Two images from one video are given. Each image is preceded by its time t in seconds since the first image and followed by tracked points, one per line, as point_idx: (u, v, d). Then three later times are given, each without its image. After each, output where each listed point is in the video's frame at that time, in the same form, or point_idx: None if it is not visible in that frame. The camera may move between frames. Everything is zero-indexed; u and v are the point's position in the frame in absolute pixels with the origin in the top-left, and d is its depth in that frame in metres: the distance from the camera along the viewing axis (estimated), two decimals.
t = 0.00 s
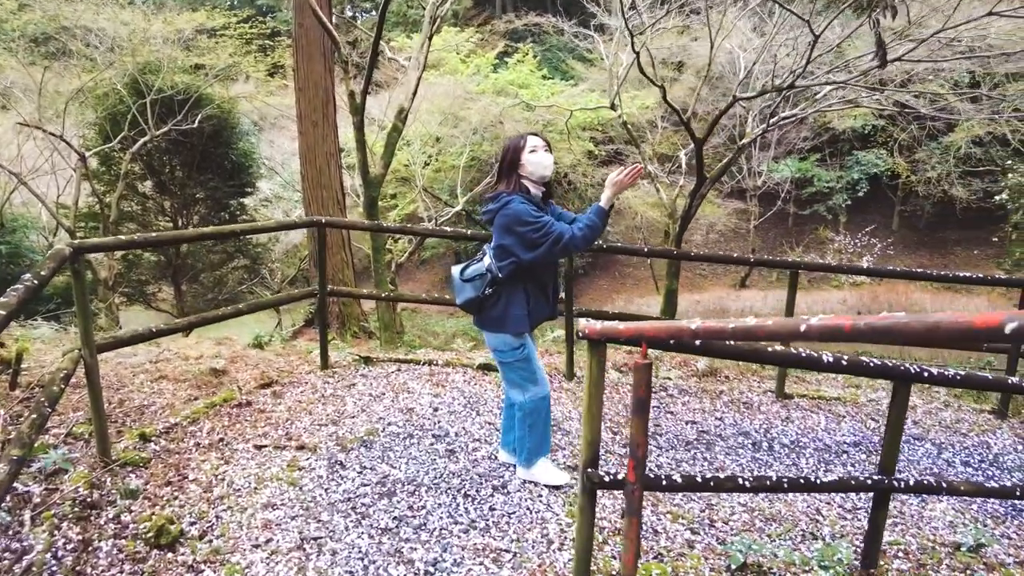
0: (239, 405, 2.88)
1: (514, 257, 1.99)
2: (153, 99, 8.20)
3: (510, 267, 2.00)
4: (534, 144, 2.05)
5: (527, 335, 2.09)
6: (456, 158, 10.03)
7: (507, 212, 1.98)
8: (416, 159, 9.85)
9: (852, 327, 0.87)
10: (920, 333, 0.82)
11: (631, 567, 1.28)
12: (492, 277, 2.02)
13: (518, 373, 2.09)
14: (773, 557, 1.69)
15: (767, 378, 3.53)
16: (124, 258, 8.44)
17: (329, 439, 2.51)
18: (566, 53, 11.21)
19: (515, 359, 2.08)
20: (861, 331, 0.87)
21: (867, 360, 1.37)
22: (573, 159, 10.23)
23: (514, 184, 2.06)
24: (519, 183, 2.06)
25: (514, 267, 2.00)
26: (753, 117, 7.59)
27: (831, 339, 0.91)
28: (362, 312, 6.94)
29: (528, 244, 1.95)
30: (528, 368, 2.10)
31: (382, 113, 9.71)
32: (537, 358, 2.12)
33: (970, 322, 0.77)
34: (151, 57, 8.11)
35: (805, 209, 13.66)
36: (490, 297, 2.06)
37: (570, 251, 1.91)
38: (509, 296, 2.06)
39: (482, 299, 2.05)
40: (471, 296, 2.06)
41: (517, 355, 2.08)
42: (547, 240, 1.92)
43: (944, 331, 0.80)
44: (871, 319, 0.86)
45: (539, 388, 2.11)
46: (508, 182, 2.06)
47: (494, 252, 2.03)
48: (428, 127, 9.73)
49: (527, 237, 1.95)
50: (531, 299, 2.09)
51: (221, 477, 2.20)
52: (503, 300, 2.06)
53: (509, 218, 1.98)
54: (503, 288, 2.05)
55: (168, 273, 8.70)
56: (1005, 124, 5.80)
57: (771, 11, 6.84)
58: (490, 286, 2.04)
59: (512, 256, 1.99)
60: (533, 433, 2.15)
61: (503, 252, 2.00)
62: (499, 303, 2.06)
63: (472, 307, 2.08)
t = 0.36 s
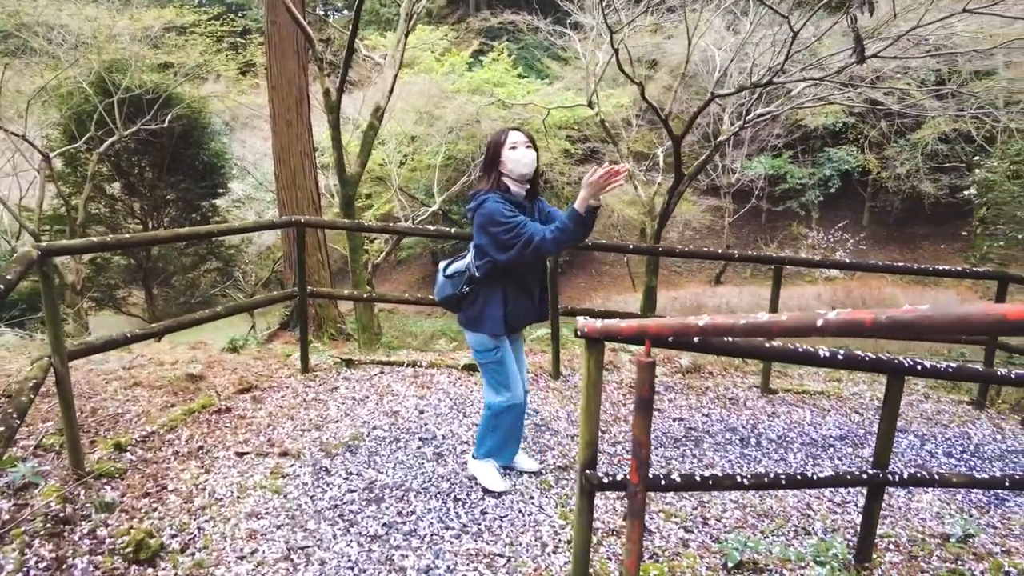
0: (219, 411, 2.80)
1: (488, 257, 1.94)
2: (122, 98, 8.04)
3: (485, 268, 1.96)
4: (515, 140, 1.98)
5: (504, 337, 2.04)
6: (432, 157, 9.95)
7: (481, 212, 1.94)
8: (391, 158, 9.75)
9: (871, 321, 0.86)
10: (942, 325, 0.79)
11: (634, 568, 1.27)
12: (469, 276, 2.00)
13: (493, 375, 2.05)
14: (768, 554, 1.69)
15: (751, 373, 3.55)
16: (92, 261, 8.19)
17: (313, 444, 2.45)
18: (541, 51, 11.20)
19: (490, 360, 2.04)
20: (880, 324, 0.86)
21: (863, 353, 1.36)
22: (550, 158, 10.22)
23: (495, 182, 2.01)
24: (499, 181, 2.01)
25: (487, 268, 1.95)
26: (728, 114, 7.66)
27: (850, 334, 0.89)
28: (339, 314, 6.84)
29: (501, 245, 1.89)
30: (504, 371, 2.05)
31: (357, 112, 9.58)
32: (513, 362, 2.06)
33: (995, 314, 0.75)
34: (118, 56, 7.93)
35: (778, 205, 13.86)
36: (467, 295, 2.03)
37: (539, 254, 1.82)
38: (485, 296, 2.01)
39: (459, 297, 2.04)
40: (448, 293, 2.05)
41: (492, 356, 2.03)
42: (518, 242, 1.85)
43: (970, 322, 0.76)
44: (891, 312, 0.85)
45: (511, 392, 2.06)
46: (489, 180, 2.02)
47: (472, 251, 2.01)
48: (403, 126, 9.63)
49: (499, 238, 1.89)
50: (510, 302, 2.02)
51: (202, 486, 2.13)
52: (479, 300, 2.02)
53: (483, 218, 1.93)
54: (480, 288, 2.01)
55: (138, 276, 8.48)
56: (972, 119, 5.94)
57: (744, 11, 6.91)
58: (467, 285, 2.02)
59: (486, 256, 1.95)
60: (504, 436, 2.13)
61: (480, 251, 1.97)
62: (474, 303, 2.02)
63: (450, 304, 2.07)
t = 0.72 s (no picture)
0: (191, 424, 2.74)
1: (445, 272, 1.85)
2: (83, 100, 7.88)
3: (442, 286, 1.87)
4: (484, 153, 1.85)
5: (465, 358, 1.90)
6: (404, 159, 9.87)
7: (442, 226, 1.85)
8: (363, 160, 9.65)
9: (852, 333, 0.87)
10: (923, 338, 0.81)
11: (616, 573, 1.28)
12: (428, 292, 1.91)
13: (452, 393, 1.90)
14: (747, 554, 1.72)
15: (725, 373, 3.60)
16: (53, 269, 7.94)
17: (289, 456, 2.41)
18: (512, 52, 11.21)
19: (448, 377, 1.90)
20: (861, 336, 0.87)
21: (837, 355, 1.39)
22: (522, 159, 10.23)
23: (462, 198, 1.91)
24: (467, 196, 1.91)
25: (442, 282, 1.85)
26: (698, 114, 7.76)
27: (833, 346, 0.90)
28: (311, 319, 6.75)
29: (456, 264, 1.79)
30: (460, 387, 1.89)
31: (327, 114, 9.46)
32: (472, 379, 1.90)
33: (977, 327, 0.75)
34: (78, 57, 7.69)
35: (747, 203, 14.10)
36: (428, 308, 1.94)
37: (487, 277, 1.70)
38: (444, 313, 1.89)
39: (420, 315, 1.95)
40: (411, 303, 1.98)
41: (449, 371, 1.89)
42: (467, 261, 1.75)
43: (952, 338, 0.78)
44: (871, 324, 0.86)
45: (469, 411, 1.89)
46: (458, 193, 1.92)
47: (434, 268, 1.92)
48: (375, 128, 9.53)
49: (454, 257, 1.79)
50: (471, 320, 1.87)
51: (175, 503, 2.08)
52: (437, 314, 1.90)
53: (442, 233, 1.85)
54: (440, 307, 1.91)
55: (103, 283, 8.25)
56: (931, 119, 6.12)
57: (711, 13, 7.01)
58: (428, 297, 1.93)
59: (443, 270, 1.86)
60: (470, 461, 1.93)
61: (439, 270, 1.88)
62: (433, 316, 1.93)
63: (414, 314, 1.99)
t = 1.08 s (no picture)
0: (166, 431, 2.68)
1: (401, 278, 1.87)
2: (47, 101, 7.70)
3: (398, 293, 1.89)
4: (442, 153, 1.83)
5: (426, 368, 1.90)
6: (379, 160, 9.80)
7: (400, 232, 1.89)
8: (337, 161, 9.55)
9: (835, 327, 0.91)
10: (904, 330, 0.85)
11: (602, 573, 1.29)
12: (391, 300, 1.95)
13: (416, 404, 1.93)
14: (728, 548, 1.74)
15: (702, 369, 3.64)
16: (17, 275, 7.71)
17: (268, 461, 2.38)
18: (487, 52, 11.20)
19: (414, 389, 1.94)
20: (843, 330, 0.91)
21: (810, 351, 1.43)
22: (498, 159, 10.23)
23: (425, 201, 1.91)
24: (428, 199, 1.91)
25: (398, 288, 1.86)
26: (671, 114, 7.84)
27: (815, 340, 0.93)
28: (287, 322, 6.66)
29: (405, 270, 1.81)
30: (424, 401, 1.92)
31: (300, 115, 9.35)
32: (436, 393, 1.90)
33: (954, 320, 0.81)
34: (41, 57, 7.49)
35: (721, 202, 14.29)
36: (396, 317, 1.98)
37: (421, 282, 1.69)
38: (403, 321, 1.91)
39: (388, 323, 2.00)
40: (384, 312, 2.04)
41: (413, 385, 1.92)
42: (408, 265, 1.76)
43: (928, 330, 0.83)
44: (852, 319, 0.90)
45: (433, 425, 1.91)
46: (424, 197, 1.93)
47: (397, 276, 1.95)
48: (349, 128, 9.44)
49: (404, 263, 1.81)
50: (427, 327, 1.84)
51: (151, 512, 2.04)
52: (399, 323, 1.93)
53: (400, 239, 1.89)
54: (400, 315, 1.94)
55: (71, 289, 8.04)
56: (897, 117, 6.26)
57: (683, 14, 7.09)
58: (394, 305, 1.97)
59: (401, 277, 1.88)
60: (436, 474, 1.94)
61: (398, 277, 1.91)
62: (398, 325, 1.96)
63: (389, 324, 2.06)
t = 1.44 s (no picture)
0: (151, 434, 2.65)
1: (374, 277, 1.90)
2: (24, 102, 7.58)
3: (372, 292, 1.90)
4: (409, 150, 1.83)
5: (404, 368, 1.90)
6: (363, 160, 9.75)
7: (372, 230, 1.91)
8: (320, 161, 9.47)
9: (818, 321, 0.91)
10: (886, 322, 0.85)
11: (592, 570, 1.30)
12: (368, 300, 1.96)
13: (395, 405, 1.93)
14: (716, 542, 1.76)
15: (688, 366, 3.67)
16: None
17: (255, 463, 2.36)
18: (471, 52, 11.19)
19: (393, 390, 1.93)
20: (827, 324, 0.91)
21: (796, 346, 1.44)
22: (483, 159, 10.22)
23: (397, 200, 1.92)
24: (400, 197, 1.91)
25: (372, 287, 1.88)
26: (654, 114, 7.88)
27: (800, 334, 0.93)
28: (271, 324, 6.60)
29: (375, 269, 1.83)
30: (403, 401, 1.92)
31: (282, 116, 9.27)
32: (413, 392, 1.91)
33: (936, 312, 0.81)
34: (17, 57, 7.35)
35: (704, 201, 14.40)
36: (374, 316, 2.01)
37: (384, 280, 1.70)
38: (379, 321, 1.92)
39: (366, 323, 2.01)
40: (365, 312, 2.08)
41: (391, 385, 1.93)
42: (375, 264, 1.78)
43: (911, 322, 0.83)
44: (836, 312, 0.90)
45: (412, 425, 1.91)
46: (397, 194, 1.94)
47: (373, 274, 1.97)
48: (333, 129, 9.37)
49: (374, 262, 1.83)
50: (400, 326, 1.84)
51: (136, 515, 2.02)
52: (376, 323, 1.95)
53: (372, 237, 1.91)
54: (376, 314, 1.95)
55: (50, 293, 7.90)
56: (876, 116, 6.34)
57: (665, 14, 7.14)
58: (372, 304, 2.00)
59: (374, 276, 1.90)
60: (417, 473, 1.94)
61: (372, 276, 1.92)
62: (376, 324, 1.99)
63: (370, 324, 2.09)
